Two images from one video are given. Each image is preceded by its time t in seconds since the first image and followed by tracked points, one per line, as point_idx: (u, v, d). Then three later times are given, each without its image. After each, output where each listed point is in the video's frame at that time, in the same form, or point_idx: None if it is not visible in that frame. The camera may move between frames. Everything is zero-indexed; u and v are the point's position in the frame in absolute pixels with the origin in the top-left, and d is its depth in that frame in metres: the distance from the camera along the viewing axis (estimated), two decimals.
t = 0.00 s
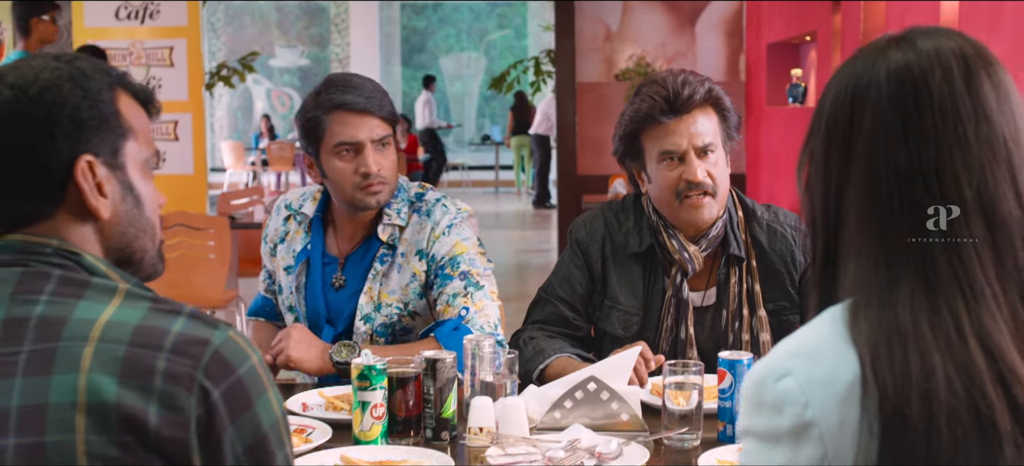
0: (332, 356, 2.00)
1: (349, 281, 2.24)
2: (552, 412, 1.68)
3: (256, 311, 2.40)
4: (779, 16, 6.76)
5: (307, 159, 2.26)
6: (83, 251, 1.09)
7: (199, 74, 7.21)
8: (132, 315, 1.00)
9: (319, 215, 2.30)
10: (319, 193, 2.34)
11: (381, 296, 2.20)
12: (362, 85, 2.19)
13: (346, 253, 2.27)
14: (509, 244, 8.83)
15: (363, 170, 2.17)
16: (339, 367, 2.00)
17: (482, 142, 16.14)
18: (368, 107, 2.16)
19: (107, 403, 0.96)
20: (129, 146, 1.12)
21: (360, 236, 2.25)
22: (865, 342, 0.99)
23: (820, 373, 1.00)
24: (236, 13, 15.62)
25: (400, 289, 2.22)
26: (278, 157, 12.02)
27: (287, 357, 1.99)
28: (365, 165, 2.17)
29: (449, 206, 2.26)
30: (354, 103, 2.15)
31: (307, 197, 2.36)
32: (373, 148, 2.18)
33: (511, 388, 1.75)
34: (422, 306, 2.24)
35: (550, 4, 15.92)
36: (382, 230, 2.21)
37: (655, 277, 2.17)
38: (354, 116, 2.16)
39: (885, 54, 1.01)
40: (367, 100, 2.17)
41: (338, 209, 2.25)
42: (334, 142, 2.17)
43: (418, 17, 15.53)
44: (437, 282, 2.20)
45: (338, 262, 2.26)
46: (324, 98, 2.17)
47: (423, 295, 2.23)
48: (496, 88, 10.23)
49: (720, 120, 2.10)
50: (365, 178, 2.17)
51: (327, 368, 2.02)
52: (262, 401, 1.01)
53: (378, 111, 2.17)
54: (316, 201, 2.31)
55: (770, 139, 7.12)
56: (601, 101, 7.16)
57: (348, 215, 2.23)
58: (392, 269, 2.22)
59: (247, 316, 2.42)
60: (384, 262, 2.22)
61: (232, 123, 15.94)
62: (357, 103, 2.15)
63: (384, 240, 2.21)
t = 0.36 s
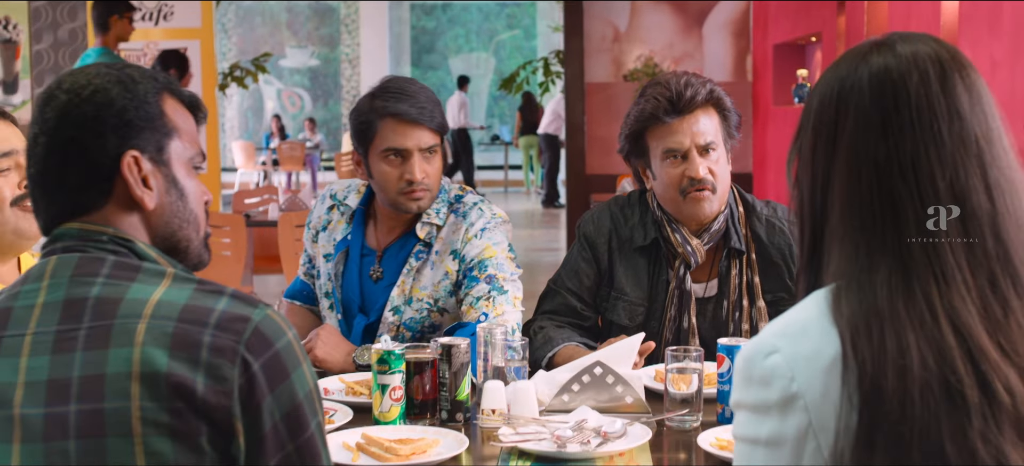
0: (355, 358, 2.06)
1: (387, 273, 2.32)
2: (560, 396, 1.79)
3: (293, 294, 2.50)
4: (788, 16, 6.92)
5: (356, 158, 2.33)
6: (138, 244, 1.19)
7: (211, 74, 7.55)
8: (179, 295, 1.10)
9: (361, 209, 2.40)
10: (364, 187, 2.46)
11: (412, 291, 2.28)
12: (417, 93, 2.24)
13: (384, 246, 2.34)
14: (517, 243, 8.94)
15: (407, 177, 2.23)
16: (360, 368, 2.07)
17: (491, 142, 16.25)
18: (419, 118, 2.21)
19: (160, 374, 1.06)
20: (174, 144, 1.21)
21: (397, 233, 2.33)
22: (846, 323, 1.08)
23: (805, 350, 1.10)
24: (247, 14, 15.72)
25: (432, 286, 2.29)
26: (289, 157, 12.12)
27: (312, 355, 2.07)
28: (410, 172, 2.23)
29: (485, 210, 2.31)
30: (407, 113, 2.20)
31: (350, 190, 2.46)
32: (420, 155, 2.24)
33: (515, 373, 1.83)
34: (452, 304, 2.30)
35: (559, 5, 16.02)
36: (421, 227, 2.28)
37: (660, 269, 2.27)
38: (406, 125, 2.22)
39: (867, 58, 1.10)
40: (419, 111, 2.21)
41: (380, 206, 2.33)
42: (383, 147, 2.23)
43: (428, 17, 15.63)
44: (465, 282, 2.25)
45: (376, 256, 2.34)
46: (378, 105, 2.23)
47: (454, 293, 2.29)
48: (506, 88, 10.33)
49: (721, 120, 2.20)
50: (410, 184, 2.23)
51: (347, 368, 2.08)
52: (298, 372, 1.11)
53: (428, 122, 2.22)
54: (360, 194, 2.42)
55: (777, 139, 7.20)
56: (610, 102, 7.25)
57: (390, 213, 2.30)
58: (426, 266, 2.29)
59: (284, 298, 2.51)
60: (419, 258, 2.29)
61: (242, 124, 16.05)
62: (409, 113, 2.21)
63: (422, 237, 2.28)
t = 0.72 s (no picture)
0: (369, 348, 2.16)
1: (410, 271, 2.40)
2: (564, 381, 1.88)
3: (319, 290, 2.62)
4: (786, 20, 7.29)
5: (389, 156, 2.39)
6: (177, 235, 1.29)
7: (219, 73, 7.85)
8: (214, 280, 1.20)
9: (385, 209, 2.48)
10: (387, 187, 2.53)
11: (429, 286, 2.36)
12: (456, 103, 2.30)
13: (407, 246, 2.43)
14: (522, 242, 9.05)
15: (439, 181, 2.31)
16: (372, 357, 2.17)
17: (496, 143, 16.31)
18: (458, 129, 2.28)
19: (198, 351, 1.16)
20: (206, 143, 1.31)
21: (418, 232, 2.42)
22: (826, 305, 1.16)
23: (789, 331, 1.18)
24: (253, 16, 15.64)
25: (449, 280, 2.37)
26: (296, 158, 12.22)
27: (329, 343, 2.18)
28: (443, 177, 2.31)
29: (501, 209, 2.39)
30: (447, 123, 2.27)
31: (373, 190, 2.54)
32: (454, 162, 2.32)
33: (520, 360, 1.92)
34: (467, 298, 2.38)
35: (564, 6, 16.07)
36: (442, 226, 2.38)
37: (659, 263, 2.38)
38: (444, 134, 2.28)
39: (845, 62, 1.19)
40: (458, 121, 2.28)
41: (405, 206, 2.41)
42: (419, 151, 2.29)
43: (432, 19, 15.62)
44: (479, 276, 2.32)
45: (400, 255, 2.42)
46: (419, 111, 2.29)
47: (469, 287, 2.38)
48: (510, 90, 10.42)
49: (718, 120, 2.30)
50: (440, 189, 2.32)
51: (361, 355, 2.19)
52: (324, 351, 1.21)
53: (466, 133, 2.29)
54: (384, 195, 2.50)
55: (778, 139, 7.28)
56: (614, 103, 7.19)
57: (416, 211, 2.39)
58: (442, 262, 2.37)
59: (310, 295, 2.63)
60: (438, 256, 2.37)
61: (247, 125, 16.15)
62: (450, 124, 2.27)
63: (441, 235, 2.38)
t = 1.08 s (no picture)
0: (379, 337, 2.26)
1: (425, 266, 2.48)
2: (565, 368, 2.00)
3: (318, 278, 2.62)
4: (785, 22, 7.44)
5: (399, 152, 2.49)
6: (209, 227, 1.40)
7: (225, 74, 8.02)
8: (241, 268, 1.31)
9: (399, 207, 2.55)
10: (399, 186, 2.59)
11: (443, 280, 2.45)
12: (461, 97, 2.41)
13: (422, 242, 2.50)
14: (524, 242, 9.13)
15: (449, 172, 2.40)
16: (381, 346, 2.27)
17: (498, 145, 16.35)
18: (464, 120, 2.40)
19: (227, 333, 1.26)
20: (233, 142, 1.41)
21: (431, 227, 2.51)
22: (806, 290, 1.26)
23: (772, 315, 1.27)
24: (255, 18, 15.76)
25: (461, 273, 2.46)
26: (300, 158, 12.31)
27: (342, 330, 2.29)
28: (452, 168, 2.41)
29: (510, 205, 2.50)
30: (455, 116, 2.38)
31: (385, 191, 2.60)
32: (462, 153, 2.42)
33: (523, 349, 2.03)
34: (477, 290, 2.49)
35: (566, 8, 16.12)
36: (452, 221, 2.47)
37: (657, 257, 2.49)
38: (451, 125, 2.40)
39: (821, 67, 1.29)
40: (464, 114, 2.40)
41: (417, 201, 2.50)
42: (429, 143, 2.40)
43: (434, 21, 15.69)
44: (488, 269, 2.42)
45: (414, 252, 2.49)
46: (427, 105, 2.40)
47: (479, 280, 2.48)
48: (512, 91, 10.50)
49: (713, 120, 2.40)
50: (450, 179, 2.41)
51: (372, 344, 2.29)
52: (342, 333, 1.32)
53: (473, 124, 2.41)
54: (397, 195, 2.56)
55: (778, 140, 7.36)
56: (615, 103, 7.42)
57: (427, 205, 2.47)
58: (455, 256, 2.46)
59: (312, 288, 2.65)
60: (450, 249, 2.46)
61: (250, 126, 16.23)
62: (457, 115, 2.39)
63: (452, 230, 2.47)
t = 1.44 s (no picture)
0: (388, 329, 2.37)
1: (436, 265, 2.57)
2: (565, 356, 2.10)
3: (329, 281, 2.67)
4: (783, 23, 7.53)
5: (406, 156, 2.58)
6: (235, 220, 1.51)
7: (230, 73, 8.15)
8: (265, 256, 1.41)
9: (405, 211, 2.62)
10: (404, 189, 2.65)
11: (454, 275, 2.55)
12: (465, 100, 2.50)
13: (432, 242, 2.60)
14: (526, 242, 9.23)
15: (458, 173, 2.50)
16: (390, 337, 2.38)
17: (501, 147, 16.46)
18: (470, 124, 2.49)
19: (254, 316, 1.37)
20: (255, 140, 1.52)
21: (439, 227, 2.61)
22: (788, 277, 1.36)
23: (757, 300, 1.37)
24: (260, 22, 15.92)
25: (471, 268, 2.56)
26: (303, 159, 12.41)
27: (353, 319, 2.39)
28: (461, 169, 2.50)
29: (514, 199, 2.60)
30: (460, 119, 2.47)
31: (388, 197, 2.66)
32: (470, 153, 2.52)
33: (525, 339, 2.15)
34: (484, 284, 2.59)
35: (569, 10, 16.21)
36: (460, 218, 2.57)
37: (654, 251, 2.60)
38: (458, 129, 2.48)
39: (804, 70, 1.39)
40: (470, 117, 2.49)
41: (425, 201, 2.59)
42: (437, 146, 2.49)
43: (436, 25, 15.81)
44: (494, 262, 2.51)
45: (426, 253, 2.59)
46: (433, 110, 2.48)
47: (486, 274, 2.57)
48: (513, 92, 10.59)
49: (707, 120, 2.50)
50: (460, 180, 2.51)
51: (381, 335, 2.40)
52: (359, 317, 1.43)
53: (478, 127, 2.50)
54: (403, 199, 2.63)
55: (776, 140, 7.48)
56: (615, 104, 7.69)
57: (435, 205, 2.57)
58: (464, 252, 2.56)
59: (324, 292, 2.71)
60: (460, 246, 2.56)
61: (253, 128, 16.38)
62: (464, 119, 2.48)
63: (460, 227, 2.56)
